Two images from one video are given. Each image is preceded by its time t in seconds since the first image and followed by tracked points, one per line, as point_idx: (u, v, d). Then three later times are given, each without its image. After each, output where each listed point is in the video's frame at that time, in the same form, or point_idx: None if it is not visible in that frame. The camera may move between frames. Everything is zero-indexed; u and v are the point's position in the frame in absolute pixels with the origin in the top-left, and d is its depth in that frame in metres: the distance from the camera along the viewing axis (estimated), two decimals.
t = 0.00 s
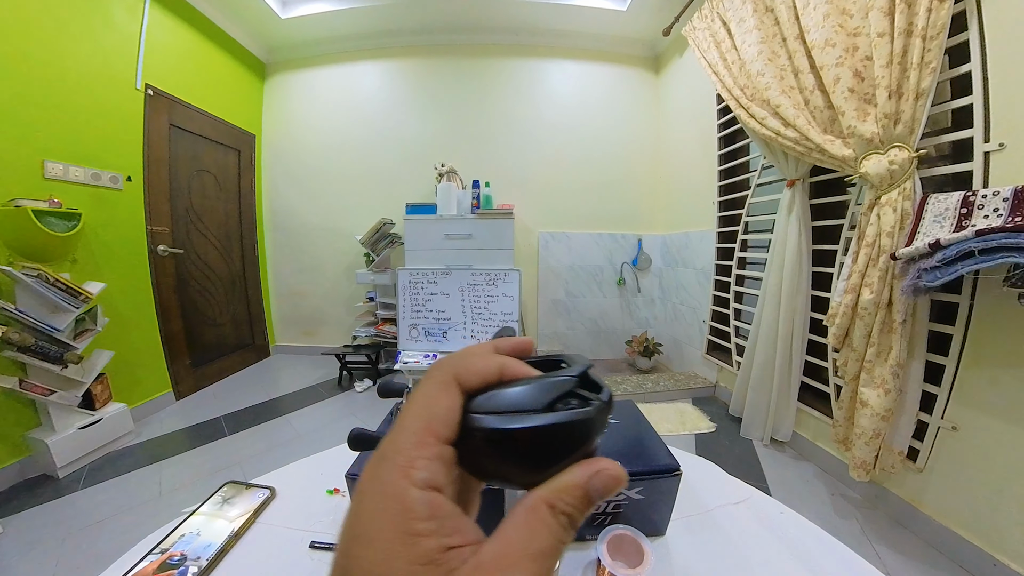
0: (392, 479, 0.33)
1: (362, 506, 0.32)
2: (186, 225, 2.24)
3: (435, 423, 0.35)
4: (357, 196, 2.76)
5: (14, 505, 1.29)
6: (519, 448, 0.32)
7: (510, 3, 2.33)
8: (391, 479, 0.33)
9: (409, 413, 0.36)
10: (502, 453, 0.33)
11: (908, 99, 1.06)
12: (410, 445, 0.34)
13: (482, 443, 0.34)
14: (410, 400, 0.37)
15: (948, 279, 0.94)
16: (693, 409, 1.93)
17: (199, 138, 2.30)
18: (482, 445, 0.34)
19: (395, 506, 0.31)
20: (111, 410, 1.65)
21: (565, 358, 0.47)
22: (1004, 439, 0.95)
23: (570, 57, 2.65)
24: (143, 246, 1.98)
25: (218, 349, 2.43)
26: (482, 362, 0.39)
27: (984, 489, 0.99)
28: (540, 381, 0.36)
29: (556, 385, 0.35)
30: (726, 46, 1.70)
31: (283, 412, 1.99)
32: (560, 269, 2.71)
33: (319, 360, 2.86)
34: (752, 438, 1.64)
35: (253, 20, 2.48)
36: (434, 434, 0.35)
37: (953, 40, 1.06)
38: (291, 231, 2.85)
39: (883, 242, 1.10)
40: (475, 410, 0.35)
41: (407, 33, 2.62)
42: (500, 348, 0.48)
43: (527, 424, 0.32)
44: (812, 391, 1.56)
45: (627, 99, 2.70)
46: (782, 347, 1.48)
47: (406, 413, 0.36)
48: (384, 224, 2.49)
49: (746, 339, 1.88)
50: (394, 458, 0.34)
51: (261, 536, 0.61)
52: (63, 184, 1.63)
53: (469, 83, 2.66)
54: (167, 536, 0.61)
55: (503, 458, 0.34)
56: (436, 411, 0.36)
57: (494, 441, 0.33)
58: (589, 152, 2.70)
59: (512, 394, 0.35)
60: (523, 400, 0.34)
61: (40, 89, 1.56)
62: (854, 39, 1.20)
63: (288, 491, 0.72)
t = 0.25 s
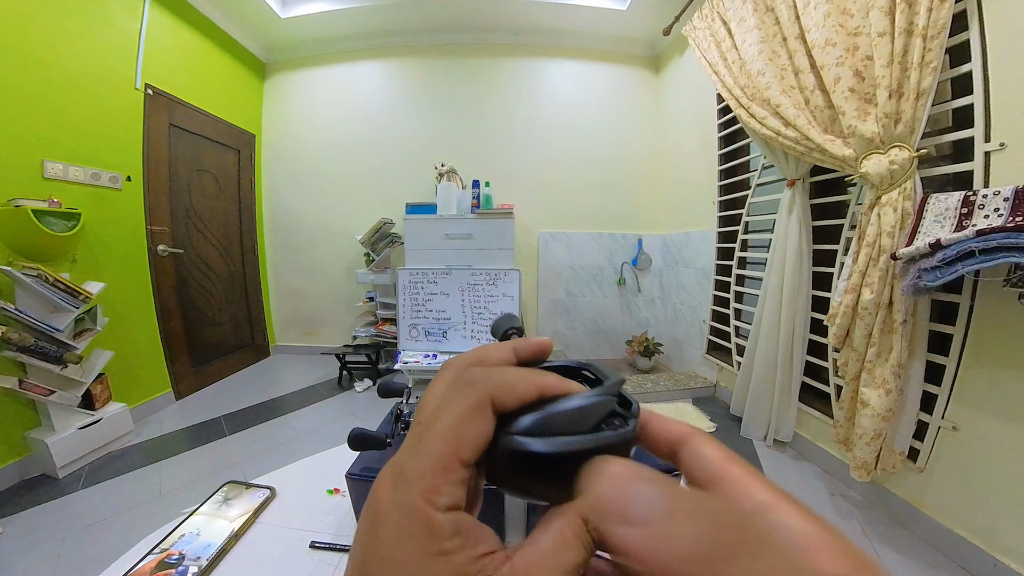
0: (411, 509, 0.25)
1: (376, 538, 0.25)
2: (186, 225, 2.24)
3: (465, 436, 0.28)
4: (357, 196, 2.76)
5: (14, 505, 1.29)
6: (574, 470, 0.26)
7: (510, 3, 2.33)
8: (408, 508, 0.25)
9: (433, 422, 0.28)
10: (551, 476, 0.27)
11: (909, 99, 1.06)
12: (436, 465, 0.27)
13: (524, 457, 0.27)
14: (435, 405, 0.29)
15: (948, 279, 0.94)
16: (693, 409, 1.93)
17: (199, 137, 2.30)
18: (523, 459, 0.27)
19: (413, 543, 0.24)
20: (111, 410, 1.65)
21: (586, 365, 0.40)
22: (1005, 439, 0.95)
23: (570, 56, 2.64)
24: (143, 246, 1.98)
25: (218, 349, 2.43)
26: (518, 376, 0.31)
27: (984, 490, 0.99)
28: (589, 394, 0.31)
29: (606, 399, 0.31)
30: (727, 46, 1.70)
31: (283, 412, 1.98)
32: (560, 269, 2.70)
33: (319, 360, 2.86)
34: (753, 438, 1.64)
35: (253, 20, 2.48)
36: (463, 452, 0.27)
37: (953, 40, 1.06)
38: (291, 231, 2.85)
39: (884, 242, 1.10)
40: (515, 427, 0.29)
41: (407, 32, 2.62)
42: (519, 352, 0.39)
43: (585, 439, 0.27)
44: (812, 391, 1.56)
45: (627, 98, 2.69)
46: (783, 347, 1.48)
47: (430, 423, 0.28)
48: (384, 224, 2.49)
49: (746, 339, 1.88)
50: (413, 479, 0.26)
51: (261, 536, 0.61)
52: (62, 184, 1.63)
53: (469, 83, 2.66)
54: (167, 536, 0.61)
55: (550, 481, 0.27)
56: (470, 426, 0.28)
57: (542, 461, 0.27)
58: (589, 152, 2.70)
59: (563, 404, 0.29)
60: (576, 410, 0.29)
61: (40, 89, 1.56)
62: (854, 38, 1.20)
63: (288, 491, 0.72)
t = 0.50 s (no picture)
0: (448, 533, 0.28)
1: (413, 558, 0.28)
2: (186, 225, 2.24)
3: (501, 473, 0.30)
4: (357, 196, 2.76)
5: (14, 505, 1.29)
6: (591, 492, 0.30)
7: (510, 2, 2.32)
8: (446, 531, 0.29)
9: (469, 458, 0.30)
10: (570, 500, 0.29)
11: (909, 98, 1.06)
12: (472, 494, 0.29)
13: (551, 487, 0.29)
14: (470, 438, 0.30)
15: (949, 279, 0.93)
16: (693, 409, 1.93)
17: (198, 137, 2.29)
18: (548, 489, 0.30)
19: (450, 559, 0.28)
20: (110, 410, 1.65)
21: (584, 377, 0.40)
22: (1006, 439, 0.95)
23: (570, 56, 2.64)
24: (143, 246, 1.98)
25: (217, 349, 2.43)
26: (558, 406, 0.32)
27: (985, 490, 0.99)
28: (606, 418, 0.32)
29: (625, 423, 0.32)
30: (727, 45, 1.69)
31: (283, 412, 1.98)
32: (560, 269, 2.70)
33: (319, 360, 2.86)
34: (753, 438, 1.64)
35: (253, 20, 2.47)
36: (499, 487, 0.30)
37: (954, 40, 1.06)
38: (290, 231, 2.85)
39: (884, 242, 1.10)
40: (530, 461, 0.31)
41: (407, 32, 2.62)
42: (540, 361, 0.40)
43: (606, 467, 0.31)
44: (812, 391, 1.56)
45: (627, 98, 2.69)
46: (783, 347, 1.48)
47: (464, 459, 0.30)
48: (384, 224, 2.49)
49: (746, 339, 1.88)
50: (452, 509, 0.29)
51: (261, 536, 0.61)
52: (62, 183, 1.63)
53: (469, 82, 2.65)
54: (166, 536, 0.61)
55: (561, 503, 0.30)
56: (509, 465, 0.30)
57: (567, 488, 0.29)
58: (589, 152, 2.70)
59: (585, 434, 0.31)
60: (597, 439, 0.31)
61: (39, 89, 1.56)
62: (855, 38, 1.20)
63: (288, 492, 0.72)
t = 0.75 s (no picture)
0: (446, 518, 0.31)
1: (414, 548, 0.30)
2: (185, 224, 2.23)
3: (484, 452, 0.35)
4: (357, 196, 2.76)
5: (15, 505, 1.29)
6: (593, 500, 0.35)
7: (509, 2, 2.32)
8: (444, 516, 0.31)
9: (456, 445, 0.34)
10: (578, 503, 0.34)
11: (910, 97, 1.06)
12: (463, 477, 0.33)
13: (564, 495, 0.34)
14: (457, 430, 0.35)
15: (950, 279, 0.93)
16: (693, 409, 1.93)
17: (198, 136, 2.29)
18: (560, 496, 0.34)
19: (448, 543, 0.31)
20: (110, 411, 1.65)
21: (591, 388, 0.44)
22: (1006, 439, 0.95)
23: (570, 55, 2.64)
24: (143, 246, 1.98)
25: (217, 349, 2.43)
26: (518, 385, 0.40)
27: (985, 490, 0.99)
28: (613, 439, 0.37)
29: (627, 443, 0.37)
30: (727, 45, 1.69)
31: (283, 412, 1.98)
32: (560, 269, 2.70)
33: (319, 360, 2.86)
34: (753, 438, 1.64)
35: (253, 19, 2.47)
36: (484, 466, 0.34)
37: (954, 39, 1.06)
38: (290, 231, 2.84)
39: (885, 242, 1.10)
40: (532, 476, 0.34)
41: (406, 32, 2.62)
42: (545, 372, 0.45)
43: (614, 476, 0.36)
44: (813, 391, 1.56)
45: (626, 98, 2.69)
46: (783, 346, 1.48)
47: (452, 447, 0.34)
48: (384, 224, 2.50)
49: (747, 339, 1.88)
50: (446, 492, 0.32)
51: (261, 536, 0.61)
52: (61, 183, 1.62)
53: (469, 82, 2.65)
54: (166, 536, 0.60)
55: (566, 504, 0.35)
56: (486, 442, 0.35)
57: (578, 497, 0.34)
58: (589, 151, 2.70)
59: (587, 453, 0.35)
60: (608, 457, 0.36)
61: (38, 88, 1.55)
62: (856, 37, 1.19)
63: (288, 492, 0.72)
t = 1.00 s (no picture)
0: (375, 535, 0.29)
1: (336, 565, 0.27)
2: (185, 224, 2.23)
3: (428, 469, 0.33)
4: (357, 196, 2.76)
5: (14, 505, 1.29)
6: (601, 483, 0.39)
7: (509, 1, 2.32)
8: (375, 530, 0.29)
9: (399, 457, 0.32)
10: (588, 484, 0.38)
11: (911, 97, 1.05)
12: (401, 491, 0.31)
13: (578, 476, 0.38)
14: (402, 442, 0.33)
15: (950, 279, 0.93)
16: (694, 408, 1.93)
17: (197, 136, 2.29)
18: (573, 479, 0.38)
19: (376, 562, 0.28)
20: (110, 410, 1.64)
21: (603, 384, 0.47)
22: (1007, 439, 0.95)
23: (570, 55, 2.64)
24: (143, 246, 1.97)
25: (217, 349, 2.43)
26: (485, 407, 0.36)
27: (985, 490, 0.99)
28: (625, 435, 0.41)
29: (636, 438, 0.41)
30: (727, 44, 1.69)
31: (283, 412, 1.98)
32: (560, 269, 2.70)
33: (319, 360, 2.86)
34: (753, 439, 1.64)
35: (252, 19, 2.47)
36: (426, 483, 0.33)
37: (955, 39, 1.05)
38: (290, 231, 2.84)
39: (885, 241, 1.10)
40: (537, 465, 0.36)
41: (406, 31, 2.61)
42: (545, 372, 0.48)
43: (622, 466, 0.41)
44: (813, 390, 1.56)
45: (627, 98, 2.69)
46: (784, 347, 1.48)
47: (396, 459, 0.32)
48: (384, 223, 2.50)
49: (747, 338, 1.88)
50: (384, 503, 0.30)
51: (261, 536, 0.61)
52: (61, 183, 1.62)
53: (469, 82, 2.65)
54: (166, 536, 0.60)
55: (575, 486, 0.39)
56: (434, 459, 0.33)
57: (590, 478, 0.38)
58: (589, 151, 2.69)
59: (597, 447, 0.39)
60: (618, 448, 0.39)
61: (37, 87, 1.55)
62: (856, 37, 1.19)
63: (288, 491, 0.72)
